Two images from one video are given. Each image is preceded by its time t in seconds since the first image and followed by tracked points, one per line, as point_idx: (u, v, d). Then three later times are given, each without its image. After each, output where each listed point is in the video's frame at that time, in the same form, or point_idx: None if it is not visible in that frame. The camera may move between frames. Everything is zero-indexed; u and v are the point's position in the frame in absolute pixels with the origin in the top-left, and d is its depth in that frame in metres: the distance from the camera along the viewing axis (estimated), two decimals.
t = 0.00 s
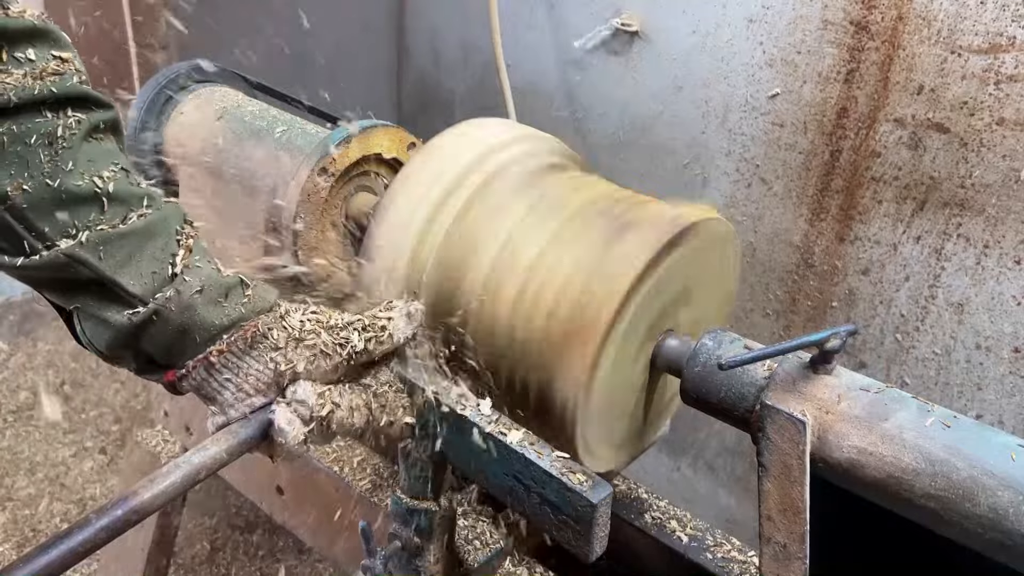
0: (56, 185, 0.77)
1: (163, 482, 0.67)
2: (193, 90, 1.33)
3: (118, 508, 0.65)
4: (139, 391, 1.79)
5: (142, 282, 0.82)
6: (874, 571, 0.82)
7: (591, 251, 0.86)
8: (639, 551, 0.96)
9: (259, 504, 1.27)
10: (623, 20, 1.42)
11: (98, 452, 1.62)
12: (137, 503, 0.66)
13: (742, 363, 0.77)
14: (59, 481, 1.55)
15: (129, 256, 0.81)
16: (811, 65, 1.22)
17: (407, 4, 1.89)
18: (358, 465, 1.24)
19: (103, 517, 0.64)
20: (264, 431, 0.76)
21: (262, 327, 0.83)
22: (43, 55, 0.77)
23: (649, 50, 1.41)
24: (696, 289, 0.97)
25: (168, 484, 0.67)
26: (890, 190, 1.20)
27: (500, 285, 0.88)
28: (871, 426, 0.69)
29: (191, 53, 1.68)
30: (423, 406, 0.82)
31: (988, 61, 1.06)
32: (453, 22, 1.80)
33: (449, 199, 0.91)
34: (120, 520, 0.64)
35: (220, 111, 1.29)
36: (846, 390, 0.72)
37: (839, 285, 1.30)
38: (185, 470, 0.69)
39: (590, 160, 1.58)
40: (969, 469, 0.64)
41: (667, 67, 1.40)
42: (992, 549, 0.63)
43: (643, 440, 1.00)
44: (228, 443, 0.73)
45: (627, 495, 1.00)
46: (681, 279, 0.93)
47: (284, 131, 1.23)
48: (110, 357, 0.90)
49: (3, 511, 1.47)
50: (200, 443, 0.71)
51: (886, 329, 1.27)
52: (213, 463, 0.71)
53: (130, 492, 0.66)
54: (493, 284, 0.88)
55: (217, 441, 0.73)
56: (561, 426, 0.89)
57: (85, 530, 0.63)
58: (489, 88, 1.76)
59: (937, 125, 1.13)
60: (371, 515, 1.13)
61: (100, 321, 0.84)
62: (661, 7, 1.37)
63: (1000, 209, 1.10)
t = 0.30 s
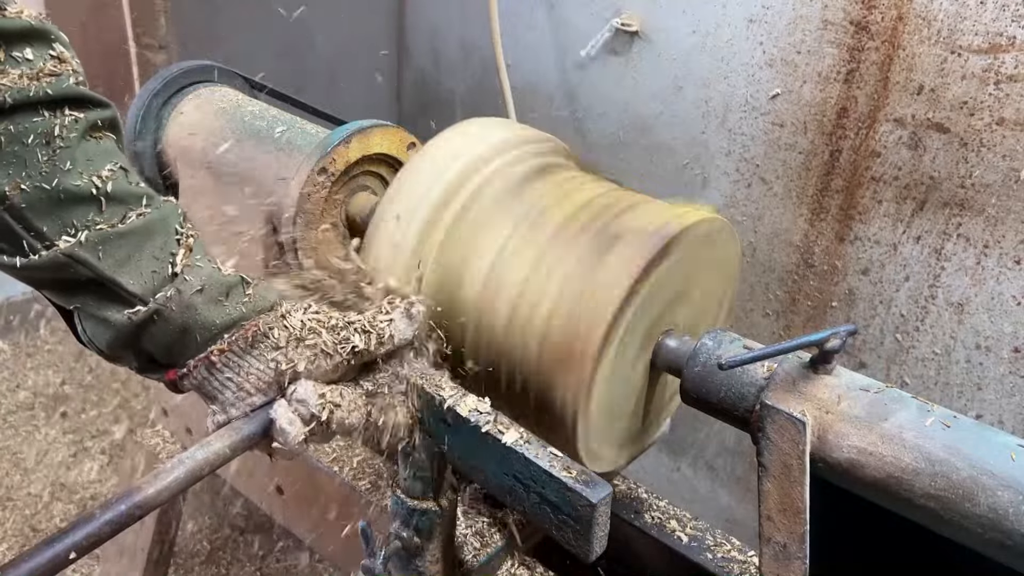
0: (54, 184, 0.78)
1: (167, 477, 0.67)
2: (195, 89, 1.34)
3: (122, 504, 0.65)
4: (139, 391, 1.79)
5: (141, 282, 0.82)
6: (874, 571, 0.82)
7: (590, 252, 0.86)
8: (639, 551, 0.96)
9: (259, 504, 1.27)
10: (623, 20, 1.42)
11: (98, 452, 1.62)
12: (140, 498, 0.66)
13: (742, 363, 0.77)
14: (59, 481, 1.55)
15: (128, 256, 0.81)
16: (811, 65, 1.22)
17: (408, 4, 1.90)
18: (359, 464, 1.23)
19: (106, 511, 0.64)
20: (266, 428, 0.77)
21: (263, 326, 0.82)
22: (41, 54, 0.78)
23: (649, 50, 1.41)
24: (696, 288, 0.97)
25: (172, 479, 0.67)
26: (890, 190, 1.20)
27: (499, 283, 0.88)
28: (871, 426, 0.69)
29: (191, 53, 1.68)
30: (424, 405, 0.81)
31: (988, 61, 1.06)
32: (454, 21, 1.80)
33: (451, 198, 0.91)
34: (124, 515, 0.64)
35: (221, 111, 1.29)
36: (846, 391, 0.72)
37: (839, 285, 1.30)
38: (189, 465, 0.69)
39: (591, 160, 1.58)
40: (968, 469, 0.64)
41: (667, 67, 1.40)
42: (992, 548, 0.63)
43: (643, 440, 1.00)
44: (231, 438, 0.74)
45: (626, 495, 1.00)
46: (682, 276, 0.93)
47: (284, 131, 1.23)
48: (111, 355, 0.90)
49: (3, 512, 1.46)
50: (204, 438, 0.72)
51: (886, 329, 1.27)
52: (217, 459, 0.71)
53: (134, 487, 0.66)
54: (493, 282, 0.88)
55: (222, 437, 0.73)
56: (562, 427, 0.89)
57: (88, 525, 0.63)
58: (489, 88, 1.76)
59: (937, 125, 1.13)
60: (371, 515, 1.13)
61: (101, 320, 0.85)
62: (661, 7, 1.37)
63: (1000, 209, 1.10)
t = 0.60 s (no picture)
0: (50, 177, 0.77)
1: (158, 471, 0.68)
2: (195, 90, 1.35)
3: (113, 497, 0.66)
4: (139, 391, 1.79)
5: (138, 279, 0.82)
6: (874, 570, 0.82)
7: (588, 254, 0.86)
8: (638, 551, 0.96)
9: (259, 504, 1.27)
10: (623, 20, 1.42)
11: (98, 452, 1.62)
12: (130, 492, 0.66)
13: (742, 363, 0.77)
14: (59, 480, 1.55)
15: (126, 253, 0.81)
16: (811, 65, 1.22)
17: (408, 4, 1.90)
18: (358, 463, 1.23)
19: (97, 504, 0.64)
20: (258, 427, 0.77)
21: (258, 326, 0.83)
22: (31, 41, 0.76)
23: (649, 49, 1.41)
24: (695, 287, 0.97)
25: (163, 474, 0.68)
26: (890, 190, 1.20)
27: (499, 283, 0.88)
28: (871, 426, 0.69)
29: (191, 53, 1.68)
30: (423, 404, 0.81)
31: (987, 61, 1.06)
32: (453, 21, 1.80)
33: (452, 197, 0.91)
34: (113, 509, 0.65)
35: (220, 110, 1.29)
36: (846, 391, 0.72)
37: (839, 285, 1.30)
38: (181, 460, 0.70)
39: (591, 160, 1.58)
40: (969, 469, 0.64)
41: (667, 67, 1.40)
42: (992, 548, 0.63)
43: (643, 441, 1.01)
44: (225, 434, 0.75)
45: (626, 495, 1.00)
46: (681, 276, 0.93)
47: (283, 131, 1.23)
48: (105, 351, 0.90)
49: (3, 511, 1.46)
50: (197, 435, 0.73)
51: (886, 329, 1.27)
52: (210, 455, 0.72)
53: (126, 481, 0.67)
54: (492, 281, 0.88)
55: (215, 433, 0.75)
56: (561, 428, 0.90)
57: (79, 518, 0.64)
58: (489, 88, 1.76)
59: (937, 125, 1.13)
60: (371, 515, 1.13)
61: (96, 316, 0.85)
62: (661, 7, 1.37)
63: (1000, 209, 1.10)
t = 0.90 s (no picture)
0: (61, 180, 0.77)
1: (173, 473, 0.67)
2: (194, 90, 1.35)
3: (127, 498, 0.65)
4: (139, 391, 1.79)
5: (149, 284, 0.82)
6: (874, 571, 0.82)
7: (590, 253, 0.86)
8: (638, 551, 0.96)
9: (259, 504, 1.27)
10: (623, 20, 1.42)
11: (98, 452, 1.62)
12: (146, 492, 0.66)
13: (742, 363, 0.77)
14: (59, 481, 1.54)
15: (138, 258, 0.81)
16: (811, 65, 1.22)
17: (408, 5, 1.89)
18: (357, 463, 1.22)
19: (111, 506, 0.64)
20: (269, 427, 0.77)
21: (269, 330, 0.83)
22: (41, 41, 0.76)
23: (649, 49, 1.41)
24: (694, 287, 0.97)
25: (178, 475, 0.67)
26: (890, 190, 1.20)
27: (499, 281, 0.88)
28: (871, 426, 0.69)
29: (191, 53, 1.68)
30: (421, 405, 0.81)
31: (987, 61, 1.06)
32: (453, 21, 1.79)
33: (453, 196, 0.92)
34: (129, 510, 0.64)
35: (220, 111, 1.29)
36: (846, 391, 0.73)
37: (839, 285, 1.30)
38: (194, 462, 0.69)
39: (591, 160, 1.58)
40: (968, 468, 0.64)
41: (667, 67, 1.40)
42: (992, 548, 0.63)
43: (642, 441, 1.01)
44: (237, 435, 0.74)
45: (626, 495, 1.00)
46: (682, 276, 0.93)
47: (283, 131, 1.23)
48: (116, 354, 0.90)
49: (3, 512, 1.46)
50: (208, 435, 0.72)
51: (886, 328, 1.27)
52: (222, 455, 0.72)
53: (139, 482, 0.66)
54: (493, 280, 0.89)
55: (227, 433, 0.74)
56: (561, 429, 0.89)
57: (93, 520, 0.63)
58: (489, 88, 1.76)
59: (937, 125, 1.13)
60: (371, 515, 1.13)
61: (107, 320, 0.85)
62: (661, 8, 1.37)
63: (1000, 209, 1.10)
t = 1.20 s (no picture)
0: (21, 180, 0.76)
1: (136, 486, 0.67)
2: (195, 89, 1.35)
3: (89, 512, 0.65)
4: (139, 391, 1.78)
5: (118, 285, 0.80)
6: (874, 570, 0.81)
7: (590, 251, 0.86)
8: (637, 551, 0.96)
9: (259, 505, 1.27)
10: (623, 20, 1.42)
11: (98, 452, 1.62)
12: (109, 507, 0.65)
13: (741, 363, 0.76)
14: (59, 481, 1.54)
15: (103, 258, 0.80)
16: (811, 65, 1.22)
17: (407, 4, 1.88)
18: (358, 463, 1.22)
19: (72, 521, 0.64)
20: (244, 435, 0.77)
21: (240, 326, 0.83)
22: None
23: (649, 49, 1.41)
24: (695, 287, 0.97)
25: (141, 488, 0.67)
26: (890, 190, 1.20)
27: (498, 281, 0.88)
28: (871, 425, 0.69)
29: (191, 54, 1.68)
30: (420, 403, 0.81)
31: (987, 61, 1.06)
32: (453, 21, 1.79)
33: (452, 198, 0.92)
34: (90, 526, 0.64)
35: (220, 111, 1.29)
36: (846, 390, 0.73)
37: (839, 285, 1.30)
38: (159, 474, 0.69)
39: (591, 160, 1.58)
40: (968, 468, 0.64)
41: (667, 67, 1.40)
42: (992, 548, 0.63)
43: (642, 441, 1.00)
44: (204, 446, 0.73)
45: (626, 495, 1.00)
46: (681, 275, 0.93)
47: (283, 131, 1.23)
48: (83, 362, 0.89)
49: (3, 512, 1.46)
50: (175, 447, 0.71)
51: (886, 328, 1.27)
52: (186, 467, 0.71)
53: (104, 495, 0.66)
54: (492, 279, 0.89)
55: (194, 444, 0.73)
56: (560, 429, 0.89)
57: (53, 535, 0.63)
58: (489, 88, 1.76)
59: (937, 125, 1.13)
60: (371, 515, 1.13)
61: (74, 327, 0.83)
62: (661, 8, 1.37)
63: (1000, 209, 1.10)
